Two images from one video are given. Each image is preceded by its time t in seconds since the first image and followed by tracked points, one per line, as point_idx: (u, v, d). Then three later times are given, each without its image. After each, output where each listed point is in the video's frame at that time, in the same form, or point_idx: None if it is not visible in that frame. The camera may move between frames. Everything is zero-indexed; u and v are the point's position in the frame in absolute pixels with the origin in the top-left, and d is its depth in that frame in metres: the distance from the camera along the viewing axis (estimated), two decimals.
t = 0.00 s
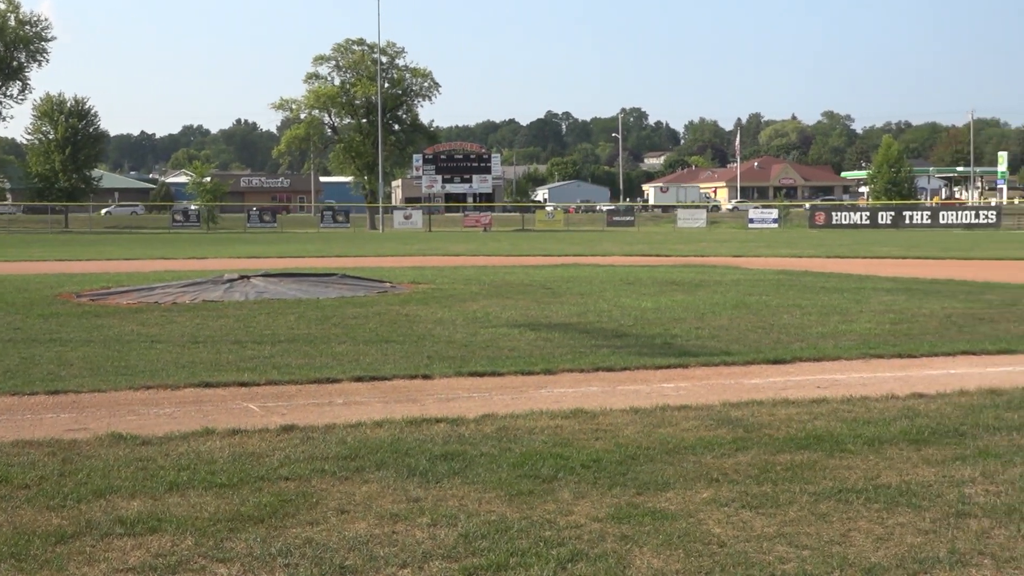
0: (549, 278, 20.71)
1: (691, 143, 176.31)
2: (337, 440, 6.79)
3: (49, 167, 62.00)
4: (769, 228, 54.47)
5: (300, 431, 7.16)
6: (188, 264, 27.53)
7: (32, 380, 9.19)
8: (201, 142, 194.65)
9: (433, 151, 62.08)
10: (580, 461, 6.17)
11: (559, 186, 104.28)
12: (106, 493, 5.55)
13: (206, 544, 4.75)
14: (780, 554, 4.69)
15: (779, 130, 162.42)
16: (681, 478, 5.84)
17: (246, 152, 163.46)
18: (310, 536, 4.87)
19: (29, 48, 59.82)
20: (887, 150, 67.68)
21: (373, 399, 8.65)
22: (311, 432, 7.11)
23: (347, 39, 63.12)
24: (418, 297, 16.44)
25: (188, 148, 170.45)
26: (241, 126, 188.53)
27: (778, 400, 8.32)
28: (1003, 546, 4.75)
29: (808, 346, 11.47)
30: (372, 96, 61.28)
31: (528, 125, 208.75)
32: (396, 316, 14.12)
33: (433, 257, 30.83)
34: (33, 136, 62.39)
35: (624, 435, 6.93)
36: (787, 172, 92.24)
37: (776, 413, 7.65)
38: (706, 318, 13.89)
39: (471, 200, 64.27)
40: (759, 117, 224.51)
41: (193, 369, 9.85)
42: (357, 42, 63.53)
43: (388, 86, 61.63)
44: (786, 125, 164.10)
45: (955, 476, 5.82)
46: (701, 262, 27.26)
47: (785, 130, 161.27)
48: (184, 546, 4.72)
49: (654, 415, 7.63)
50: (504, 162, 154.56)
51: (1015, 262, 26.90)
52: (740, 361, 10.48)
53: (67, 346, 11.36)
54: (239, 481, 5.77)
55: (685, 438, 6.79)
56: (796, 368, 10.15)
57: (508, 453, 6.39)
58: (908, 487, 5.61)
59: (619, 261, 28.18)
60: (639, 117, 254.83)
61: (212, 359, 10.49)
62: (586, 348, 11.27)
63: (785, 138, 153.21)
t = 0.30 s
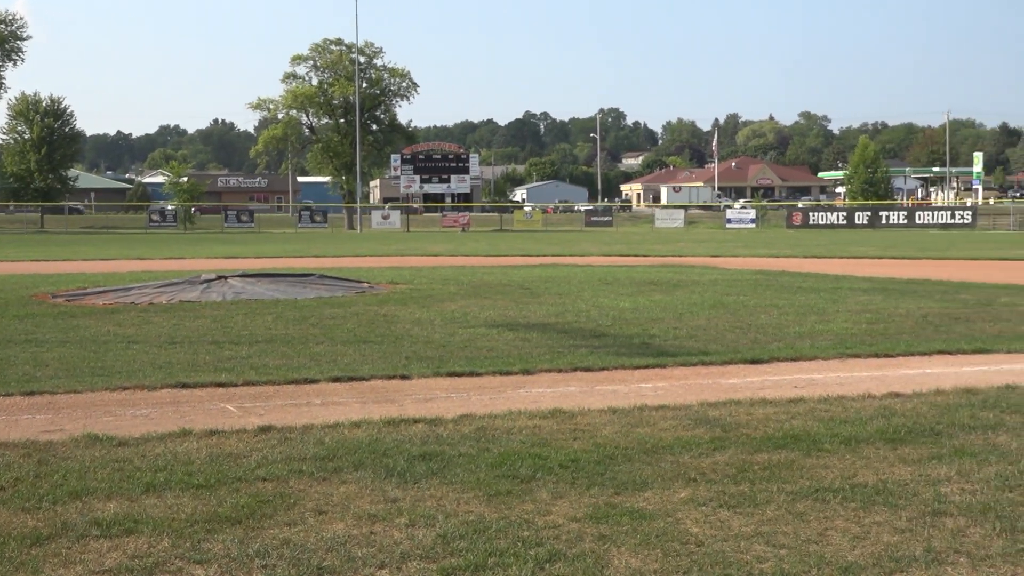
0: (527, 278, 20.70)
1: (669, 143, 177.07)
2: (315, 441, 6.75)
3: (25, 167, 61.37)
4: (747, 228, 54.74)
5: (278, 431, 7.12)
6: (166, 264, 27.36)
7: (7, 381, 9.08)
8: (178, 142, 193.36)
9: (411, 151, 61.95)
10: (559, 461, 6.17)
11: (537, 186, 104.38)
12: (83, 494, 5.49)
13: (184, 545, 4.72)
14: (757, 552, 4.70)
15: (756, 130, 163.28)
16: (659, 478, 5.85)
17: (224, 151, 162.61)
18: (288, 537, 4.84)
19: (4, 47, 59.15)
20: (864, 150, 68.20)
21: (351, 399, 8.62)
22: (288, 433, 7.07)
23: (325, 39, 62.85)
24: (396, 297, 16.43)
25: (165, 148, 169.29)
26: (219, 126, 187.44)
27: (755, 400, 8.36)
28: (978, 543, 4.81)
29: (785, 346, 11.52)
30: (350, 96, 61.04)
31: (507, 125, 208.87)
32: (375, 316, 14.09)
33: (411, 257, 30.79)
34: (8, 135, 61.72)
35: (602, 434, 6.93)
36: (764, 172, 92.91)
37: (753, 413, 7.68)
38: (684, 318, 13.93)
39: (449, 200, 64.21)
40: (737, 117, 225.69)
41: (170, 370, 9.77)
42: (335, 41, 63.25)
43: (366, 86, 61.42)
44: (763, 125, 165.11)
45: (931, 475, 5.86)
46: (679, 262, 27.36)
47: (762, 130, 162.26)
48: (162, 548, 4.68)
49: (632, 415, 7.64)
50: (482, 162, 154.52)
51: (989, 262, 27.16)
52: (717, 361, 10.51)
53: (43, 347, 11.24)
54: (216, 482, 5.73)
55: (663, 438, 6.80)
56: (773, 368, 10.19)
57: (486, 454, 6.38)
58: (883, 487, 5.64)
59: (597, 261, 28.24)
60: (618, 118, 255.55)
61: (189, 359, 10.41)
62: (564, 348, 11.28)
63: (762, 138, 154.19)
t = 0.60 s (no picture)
0: (506, 278, 20.69)
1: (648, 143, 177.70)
2: (293, 442, 6.70)
3: None
4: (725, 228, 55.01)
5: (257, 432, 7.07)
6: (143, 265, 27.15)
7: None
8: (155, 141, 191.98)
9: (390, 151, 61.79)
10: (538, 461, 6.17)
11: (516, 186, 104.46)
12: (59, 495, 5.43)
13: (161, 547, 4.68)
14: (735, 552, 4.72)
15: (735, 131, 164.10)
16: (638, 477, 5.86)
17: (201, 151, 161.60)
18: (266, 538, 4.81)
19: None
20: (842, 151, 68.67)
21: (329, 399, 8.58)
22: (267, 433, 7.03)
23: (303, 39, 62.58)
24: (375, 298, 16.38)
25: (142, 147, 168.10)
26: (196, 125, 186.20)
27: (733, 399, 8.38)
28: (955, 542, 4.84)
29: (764, 346, 11.58)
30: (328, 96, 60.78)
31: (486, 125, 208.91)
32: (353, 316, 14.05)
33: (390, 257, 30.75)
34: None
35: (580, 435, 6.93)
36: (743, 172, 93.45)
37: (731, 413, 7.71)
38: (662, 318, 13.97)
39: (428, 200, 64.11)
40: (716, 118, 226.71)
41: (147, 371, 9.69)
42: (313, 41, 63.01)
43: (344, 86, 61.22)
44: (742, 126, 165.99)
45: (908, 475, 5.90)
46: (657, 262, 27.45)
47: (740, 131, 163.12)
48: (138, 549, 4.64)
49: (611, 414, 7.65)
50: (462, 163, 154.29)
51: (965, 262, 27.41)
52: (695, 361, 10.55)
53: (19, 348, 11.10)
54: (194, 483, 5.68)
55: (642, 438, 6.81)
56: (751, 368, 10.24)
57: (465, 454, 6.36)
58: (861, 486, 5.68)
59: (575, 261, 28.26)
60: (597, 118, 256.14)
61: (168, 360, 10.33)
62: (543, 348, 11.29)
63: (740, 138, 155.00)
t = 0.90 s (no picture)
0: (485, 279, 20.68)
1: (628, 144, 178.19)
2: (272, 444, 6.66)
3: None
4: (704, 229, 55.28)
5: (235, 434, 7.02)
6: (121, 265, 26.96)
7: None
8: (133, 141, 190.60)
9: (369, 152, 61.63)
10: (518, 462, 6.16)
11: (496, 187, 104.55)
12: (36, 498, 5.37)
13: (139, 549, 4.64)
14: (714, 552, 4.73)
15: (714, 132, 164.94)
16: (617, 478, 5.87)
17: (180, 152, 160.70)
18: (245, 539, 4.78)
19: None
20: (820, 152, 69.13)
21: (308, 400, 8.54)
22: (245, 435, 6.98)
23: (282, 39, 62.33)
24: (355, 299, 16.33)
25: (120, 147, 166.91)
26: (175, 126, 185.10)
27: (712, 400, 8.40)
28: (932, 541, 4.88)
29: (743, 346, 11.65)
30: (307, 96, 60.55)
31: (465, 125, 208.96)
32: (332, 316, 14.03)
33: (369, 258, 30.72)
34: None
35: (560, 436, 6.93)
36: (722, 173, 93.94)
37: (709, 413, 7.74)
38: (642, 318, 14.02)
39: (408, 200, 63.92)
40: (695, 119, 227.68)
41: (126, 372, 9.60)
42: (292, 41, 62.79)
43: (324, 86, 61.00)
44: (721, 127, 166.88)
45: (886, 474, 5.94)
46: (636, 263, 27.55)
47: (719, 132, 163.97)
48: (116, 552, 4.60)
49: (590, 415, 7.67)
50: (442, 163, 154.19)
51: (942, 263, 27.70)
52: (675, 362, 10.58)
53: None
54: (171, 485, 5.63)
55: (621, 438, 6.83)
56: (730, 368, 10.29)
57: (445, 455, 6.35)
58: (839, 486, 5.72)
59: (554, 262, 28.31)
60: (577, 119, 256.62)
61: (146, 362, 10.24)
62: (523, 349, 11.29)
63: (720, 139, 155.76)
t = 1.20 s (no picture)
0: (462, 280, 20.67)
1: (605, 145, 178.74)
2: (249, 445, 6.61)
3: None
4: (681, 229, 55.59)
5: (212, 435, 6.96)
6: (95, 266, 26.71)
7: None
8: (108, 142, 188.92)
9: (346, 152, 61.38)
10: (494, 463, 6.14)
11: (473, 188, 104.53)
12: (8, 501, 5.30)
13: (113, 552, 4.59)
14: (691, 552, 4.74)
15: (690, 133, 165.81)
16: (594, 478, 5.88)
17: (156, 153, 159.51)
18: (221, 541, 4.74)
19: None
20: (796, 153, 69.62)
21: (285, 402, 8.50)
22: (222, 436, 6.92)
23: (258, 39, 62.00)
24: (332, 300, 16.25)
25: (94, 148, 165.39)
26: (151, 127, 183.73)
27: (689, 400, 8.43)
28: (907, 541, 4.91)
29: (719, 346, 11.72)
30: (284, 97, 60.26)
31: (443, 126, 208.84)
32: (308, 318, 13.96)
33: (347, 259, 30.62)
34: None
35: (536, 437, 6.93)
36: (698, 174, 94.46)
37: (686, 414, 7.77)
38: (619, 319, 14.06)
39: (386, 201, 63.45)
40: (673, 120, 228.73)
41: (101, 374, 9.50)
42: (269, 42, 62.49)
43: (300, 87, 60.73)
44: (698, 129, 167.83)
45: (861, 474, 5.99)
46: (613, 264, 27.67)
47: (696, 133, 164.87)
48: (91, 554, 4.54)
49: (568, 416, 7.68)
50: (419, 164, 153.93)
51: (916, 263, 28.00)
52: (652, 362, 10.62)
53: None
54: (147, 487, 5.58)
55: (598, 438, 6.86)
56: (706, 369, 10.36)
57: (422, 456, 6.34)
58: (816, 485, 5.75)
59: (532, 263, 28.37)
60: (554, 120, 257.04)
61: (121, 363, 10.14)
62: (500, 350, 11.29)
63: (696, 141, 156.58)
